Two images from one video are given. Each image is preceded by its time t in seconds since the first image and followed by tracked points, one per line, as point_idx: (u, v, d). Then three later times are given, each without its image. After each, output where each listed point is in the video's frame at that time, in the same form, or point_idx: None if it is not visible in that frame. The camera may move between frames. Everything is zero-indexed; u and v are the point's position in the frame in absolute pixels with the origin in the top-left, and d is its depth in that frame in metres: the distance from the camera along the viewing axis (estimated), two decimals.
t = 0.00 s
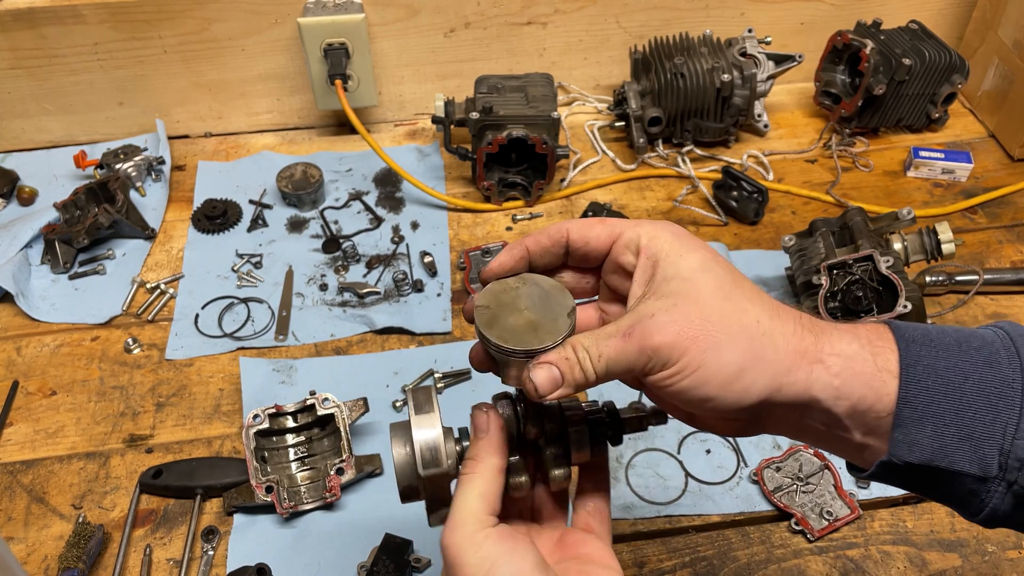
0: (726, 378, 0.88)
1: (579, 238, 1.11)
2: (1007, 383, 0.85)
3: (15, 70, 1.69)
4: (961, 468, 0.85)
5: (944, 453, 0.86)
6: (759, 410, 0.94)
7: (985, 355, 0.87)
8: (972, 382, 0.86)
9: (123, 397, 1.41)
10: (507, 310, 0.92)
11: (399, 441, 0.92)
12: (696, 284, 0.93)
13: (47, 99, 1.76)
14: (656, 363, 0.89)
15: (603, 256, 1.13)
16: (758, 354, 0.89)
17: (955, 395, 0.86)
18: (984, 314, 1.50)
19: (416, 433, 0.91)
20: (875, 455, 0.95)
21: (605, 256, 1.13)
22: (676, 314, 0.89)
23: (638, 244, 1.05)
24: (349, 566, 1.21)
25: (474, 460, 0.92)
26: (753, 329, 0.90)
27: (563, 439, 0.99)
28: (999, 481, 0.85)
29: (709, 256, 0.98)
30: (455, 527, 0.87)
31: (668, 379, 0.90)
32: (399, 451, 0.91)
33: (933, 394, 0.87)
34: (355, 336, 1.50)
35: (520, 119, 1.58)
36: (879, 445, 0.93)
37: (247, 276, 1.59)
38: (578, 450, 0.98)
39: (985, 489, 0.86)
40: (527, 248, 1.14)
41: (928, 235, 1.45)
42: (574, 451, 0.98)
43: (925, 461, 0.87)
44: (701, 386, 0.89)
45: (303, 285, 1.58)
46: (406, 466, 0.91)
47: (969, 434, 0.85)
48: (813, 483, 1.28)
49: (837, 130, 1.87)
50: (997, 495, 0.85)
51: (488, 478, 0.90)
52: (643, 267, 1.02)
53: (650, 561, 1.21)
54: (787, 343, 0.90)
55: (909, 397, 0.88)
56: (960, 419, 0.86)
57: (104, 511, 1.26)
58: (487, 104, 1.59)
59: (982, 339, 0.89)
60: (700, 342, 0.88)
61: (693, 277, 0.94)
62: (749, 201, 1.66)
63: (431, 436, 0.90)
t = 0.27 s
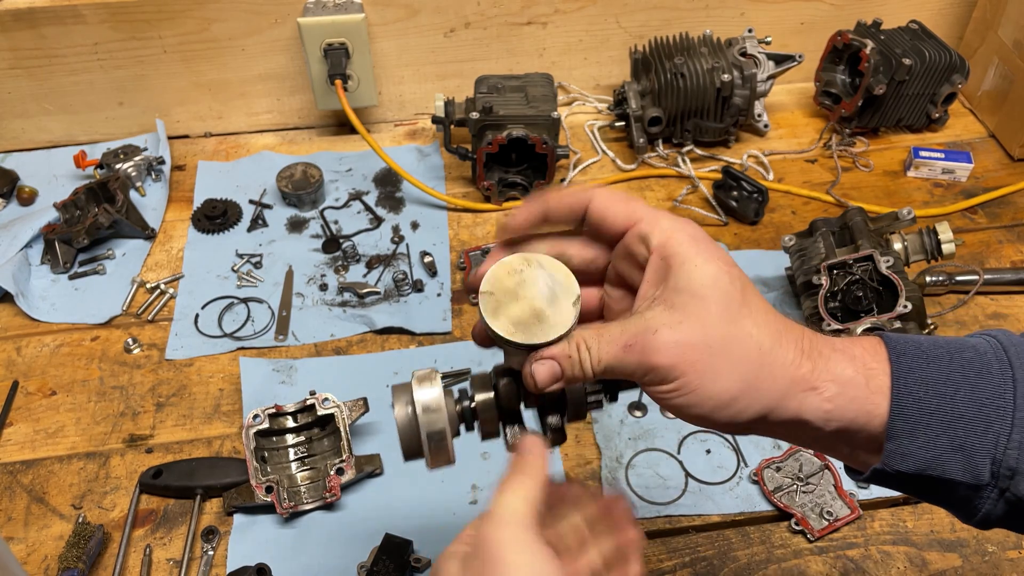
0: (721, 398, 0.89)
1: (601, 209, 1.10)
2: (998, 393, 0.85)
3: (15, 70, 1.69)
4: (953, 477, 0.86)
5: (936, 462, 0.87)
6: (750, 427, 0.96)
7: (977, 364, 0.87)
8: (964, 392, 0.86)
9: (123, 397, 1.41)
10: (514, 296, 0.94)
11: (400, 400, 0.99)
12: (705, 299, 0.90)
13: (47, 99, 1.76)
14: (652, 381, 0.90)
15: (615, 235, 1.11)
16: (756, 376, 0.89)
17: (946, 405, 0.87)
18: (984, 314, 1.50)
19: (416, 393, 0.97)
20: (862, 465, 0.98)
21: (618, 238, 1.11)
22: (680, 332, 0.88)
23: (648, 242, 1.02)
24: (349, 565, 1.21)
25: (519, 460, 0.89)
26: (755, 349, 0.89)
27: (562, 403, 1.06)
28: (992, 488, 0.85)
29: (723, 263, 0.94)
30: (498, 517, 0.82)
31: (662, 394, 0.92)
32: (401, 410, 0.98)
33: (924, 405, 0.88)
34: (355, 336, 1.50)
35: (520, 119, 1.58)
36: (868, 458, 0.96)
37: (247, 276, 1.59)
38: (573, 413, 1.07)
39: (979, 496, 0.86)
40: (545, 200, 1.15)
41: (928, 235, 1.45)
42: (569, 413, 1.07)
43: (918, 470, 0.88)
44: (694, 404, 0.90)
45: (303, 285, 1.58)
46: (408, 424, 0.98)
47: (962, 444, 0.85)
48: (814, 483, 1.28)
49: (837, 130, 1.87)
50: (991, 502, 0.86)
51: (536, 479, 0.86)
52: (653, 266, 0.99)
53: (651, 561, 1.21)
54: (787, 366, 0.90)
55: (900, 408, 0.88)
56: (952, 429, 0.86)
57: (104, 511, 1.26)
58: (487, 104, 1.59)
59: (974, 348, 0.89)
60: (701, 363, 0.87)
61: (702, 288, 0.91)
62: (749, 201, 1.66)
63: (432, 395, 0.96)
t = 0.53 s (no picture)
0: (702, 417, 0.91)
1: (603, 203, 1.07)
2: (975, 399, 0.87)
3: (15, 70, 1.69)
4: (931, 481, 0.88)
5: (914, 468, 0.88)
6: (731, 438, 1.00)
7: (954, 373, 0.89)
8: (941, 399, 0.89)
9: (123, 397, 1.41)
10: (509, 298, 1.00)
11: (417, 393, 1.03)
12: (695, 316, 0.89)
13: (47, 99, 1.76)
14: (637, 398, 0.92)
15: (613, 231, 1.08)
16: (739, 398, 0.91)
17: (923, 412, 0.89)
18: (985, 314, 1.50)
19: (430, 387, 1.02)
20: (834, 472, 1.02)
21: (616, 234, 1.08)
22: (669, 354, 0.87)
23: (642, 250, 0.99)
24: (349, 565, 1.21)
25: (577, 355, 0.79)
26: (742, 371, 0.90)
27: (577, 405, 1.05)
28: (970, 492, 0.87)
29: (722, 281, 0.90)
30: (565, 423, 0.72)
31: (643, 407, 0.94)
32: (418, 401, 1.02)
33: (902, 411, 0.90)
34: (355, 337, 1.50)
35: (520, 119, 1.58)
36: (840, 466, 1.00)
37: (247, 276, 1.59)
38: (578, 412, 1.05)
39: (957, 500, 0.88)
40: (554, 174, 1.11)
41: (928, 235, 1.45)
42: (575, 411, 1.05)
43: (896, 475, 0.89)
44: (676, 420, 0.93)
45: (303, 285, 1.58)
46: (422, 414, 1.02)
47: (939, 450, 0.87)
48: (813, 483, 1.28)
49: (837, 130, 1.87)
50: (968, 506, 0.87)
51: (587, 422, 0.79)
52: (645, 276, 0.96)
53: (651, 561, 1.21)
54: (770, 387, 0.92)
55: (878, 415, 0.91)
56: (930, 435, 0.88)
57: (104, 511, 1.26)
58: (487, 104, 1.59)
59: (952, 356, 0.91)
60: (687, 386, 0.88)
61: (695, 309, 0.89)
62: (749, 201, 1.66)
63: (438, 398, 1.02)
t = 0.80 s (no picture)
0: (706, 433, 0.90)
1: (601, 218, 1.08)
2: (980, 413, 0.86)
3: (15, 70, 1.68)
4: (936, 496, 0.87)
5: (918, 482, 0.87)
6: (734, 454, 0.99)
7: (959, 385, 0.88)
8: (946, 413, 0.87)
9: (123, 397, 1.41)
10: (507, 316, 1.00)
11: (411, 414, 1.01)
12: (697, 329, 0.90)
13: (47, 99, 1.76)
14: (639, 413, 0.91)
15: (612, 247, 1.09)
16: (744, 412, 0.90)
17: (928, 426, 0.88)
18: (985, 314, 1.50)
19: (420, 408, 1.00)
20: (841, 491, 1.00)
21: (615, 250, 1.09)
22: (671, 368, 0.88)
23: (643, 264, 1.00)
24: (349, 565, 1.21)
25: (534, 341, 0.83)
26: (746, 385, 0.90)
27: (575, 420, 0.95)
28: (976, 507, 0.85)
29: (723, 295, 0.92)
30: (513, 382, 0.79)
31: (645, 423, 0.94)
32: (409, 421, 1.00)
33: (906, 426, 0.89)
34: (355, 337, 1.50)
35: (520, 119, 1.58)
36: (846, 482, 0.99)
37: (247, 276, 1.59)
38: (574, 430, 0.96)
39: (963, 515, 0.87)
40: (551, 192, 1.12)
41: (928, 235, 1.45)
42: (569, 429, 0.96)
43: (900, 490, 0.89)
44: (678, 436, 0.92)
45: (303, 285, 1.58)
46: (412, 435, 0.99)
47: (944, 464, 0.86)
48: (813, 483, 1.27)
49: (838, 131, 1.87)
50: (974, 521, 0.86)
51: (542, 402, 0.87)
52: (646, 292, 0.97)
53: (651, 561, 1.21)
54: (775, 401, 0.91)
55: (882, 429, 0.90)
56: (935, 449, 0.87)
57: (104, 511, 1.26)
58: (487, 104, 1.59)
59: (956, 369, 0.90)
60: (691, 400, 0.88)
61: (696, 324, 0.90)
62: (749, 202, 1.66)
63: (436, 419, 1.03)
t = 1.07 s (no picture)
0: (708, 436, 0.90)
1: (599, 222, 1.07)
2: (987, 418, 0.86)
3: (15, 70, 1.68)
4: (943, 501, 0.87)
5: (925, 488, 0.88)
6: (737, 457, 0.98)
7: (966, 390, 0.88)
8: (953, 418, 0.87)
9: (123, 397, 1.41)
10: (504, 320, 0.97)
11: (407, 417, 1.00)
12: (698, 330, 0.90)
13: (47, 99, 1.76)
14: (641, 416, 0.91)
15: (612, 250, 1.08)
16: (746, 414, 0.90)
17: (936, 432, 0.88)
18: (985, 314, 1.50)
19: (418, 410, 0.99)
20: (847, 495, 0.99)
21: (615, 253, 1.08)
22: (672, 370, 0.88)
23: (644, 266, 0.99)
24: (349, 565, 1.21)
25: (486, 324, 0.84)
26: (747, 387, 0.89)
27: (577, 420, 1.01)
28: (982, 511, 0.86)
29: (726, 296, 0.91)
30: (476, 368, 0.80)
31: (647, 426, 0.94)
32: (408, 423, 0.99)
33: (914, 431, 0.89)
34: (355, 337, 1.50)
35: (519, 119, 1.58)
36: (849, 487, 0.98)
37: (247, 276, 1.59)
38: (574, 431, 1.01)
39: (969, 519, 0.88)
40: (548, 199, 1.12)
41: (928, 235, 1.45)
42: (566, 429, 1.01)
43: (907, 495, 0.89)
44: (681, 439, 0.92)
45: (303, 285, 1.58)
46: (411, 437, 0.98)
47: (951, 470, 0.87)
48: (813, 483, 1.27)
49: (838, 131, 1.87)
50: (980, 524, 0.87)
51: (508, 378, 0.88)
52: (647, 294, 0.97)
53: (651, 561, 1.21)
54: (777, 403, 0.91)
55: (890, 435, 0.89)
56: (942, 455, 0.87)
57: (104, 511, 1.26)
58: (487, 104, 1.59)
59: (963, 373, 0.90)
60: (692, 402, 0.88)
61: (697, 325, 0.90)
62: (749, 201, 1.66)
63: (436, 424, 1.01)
